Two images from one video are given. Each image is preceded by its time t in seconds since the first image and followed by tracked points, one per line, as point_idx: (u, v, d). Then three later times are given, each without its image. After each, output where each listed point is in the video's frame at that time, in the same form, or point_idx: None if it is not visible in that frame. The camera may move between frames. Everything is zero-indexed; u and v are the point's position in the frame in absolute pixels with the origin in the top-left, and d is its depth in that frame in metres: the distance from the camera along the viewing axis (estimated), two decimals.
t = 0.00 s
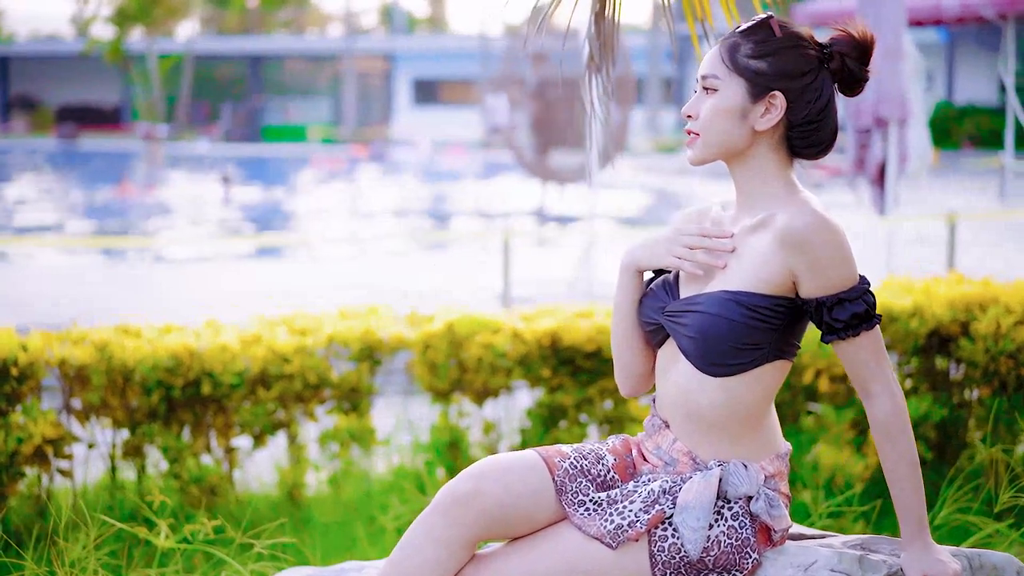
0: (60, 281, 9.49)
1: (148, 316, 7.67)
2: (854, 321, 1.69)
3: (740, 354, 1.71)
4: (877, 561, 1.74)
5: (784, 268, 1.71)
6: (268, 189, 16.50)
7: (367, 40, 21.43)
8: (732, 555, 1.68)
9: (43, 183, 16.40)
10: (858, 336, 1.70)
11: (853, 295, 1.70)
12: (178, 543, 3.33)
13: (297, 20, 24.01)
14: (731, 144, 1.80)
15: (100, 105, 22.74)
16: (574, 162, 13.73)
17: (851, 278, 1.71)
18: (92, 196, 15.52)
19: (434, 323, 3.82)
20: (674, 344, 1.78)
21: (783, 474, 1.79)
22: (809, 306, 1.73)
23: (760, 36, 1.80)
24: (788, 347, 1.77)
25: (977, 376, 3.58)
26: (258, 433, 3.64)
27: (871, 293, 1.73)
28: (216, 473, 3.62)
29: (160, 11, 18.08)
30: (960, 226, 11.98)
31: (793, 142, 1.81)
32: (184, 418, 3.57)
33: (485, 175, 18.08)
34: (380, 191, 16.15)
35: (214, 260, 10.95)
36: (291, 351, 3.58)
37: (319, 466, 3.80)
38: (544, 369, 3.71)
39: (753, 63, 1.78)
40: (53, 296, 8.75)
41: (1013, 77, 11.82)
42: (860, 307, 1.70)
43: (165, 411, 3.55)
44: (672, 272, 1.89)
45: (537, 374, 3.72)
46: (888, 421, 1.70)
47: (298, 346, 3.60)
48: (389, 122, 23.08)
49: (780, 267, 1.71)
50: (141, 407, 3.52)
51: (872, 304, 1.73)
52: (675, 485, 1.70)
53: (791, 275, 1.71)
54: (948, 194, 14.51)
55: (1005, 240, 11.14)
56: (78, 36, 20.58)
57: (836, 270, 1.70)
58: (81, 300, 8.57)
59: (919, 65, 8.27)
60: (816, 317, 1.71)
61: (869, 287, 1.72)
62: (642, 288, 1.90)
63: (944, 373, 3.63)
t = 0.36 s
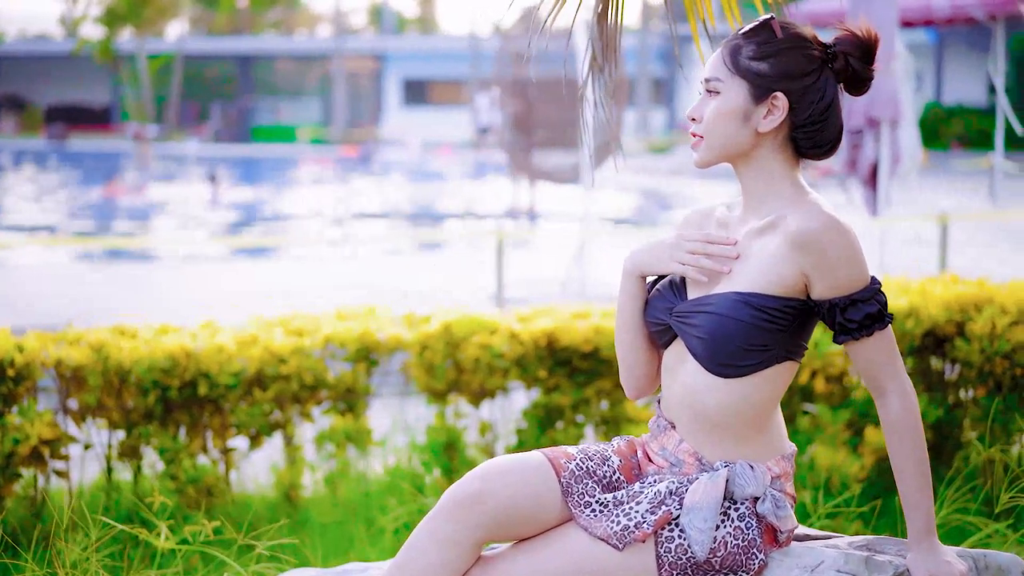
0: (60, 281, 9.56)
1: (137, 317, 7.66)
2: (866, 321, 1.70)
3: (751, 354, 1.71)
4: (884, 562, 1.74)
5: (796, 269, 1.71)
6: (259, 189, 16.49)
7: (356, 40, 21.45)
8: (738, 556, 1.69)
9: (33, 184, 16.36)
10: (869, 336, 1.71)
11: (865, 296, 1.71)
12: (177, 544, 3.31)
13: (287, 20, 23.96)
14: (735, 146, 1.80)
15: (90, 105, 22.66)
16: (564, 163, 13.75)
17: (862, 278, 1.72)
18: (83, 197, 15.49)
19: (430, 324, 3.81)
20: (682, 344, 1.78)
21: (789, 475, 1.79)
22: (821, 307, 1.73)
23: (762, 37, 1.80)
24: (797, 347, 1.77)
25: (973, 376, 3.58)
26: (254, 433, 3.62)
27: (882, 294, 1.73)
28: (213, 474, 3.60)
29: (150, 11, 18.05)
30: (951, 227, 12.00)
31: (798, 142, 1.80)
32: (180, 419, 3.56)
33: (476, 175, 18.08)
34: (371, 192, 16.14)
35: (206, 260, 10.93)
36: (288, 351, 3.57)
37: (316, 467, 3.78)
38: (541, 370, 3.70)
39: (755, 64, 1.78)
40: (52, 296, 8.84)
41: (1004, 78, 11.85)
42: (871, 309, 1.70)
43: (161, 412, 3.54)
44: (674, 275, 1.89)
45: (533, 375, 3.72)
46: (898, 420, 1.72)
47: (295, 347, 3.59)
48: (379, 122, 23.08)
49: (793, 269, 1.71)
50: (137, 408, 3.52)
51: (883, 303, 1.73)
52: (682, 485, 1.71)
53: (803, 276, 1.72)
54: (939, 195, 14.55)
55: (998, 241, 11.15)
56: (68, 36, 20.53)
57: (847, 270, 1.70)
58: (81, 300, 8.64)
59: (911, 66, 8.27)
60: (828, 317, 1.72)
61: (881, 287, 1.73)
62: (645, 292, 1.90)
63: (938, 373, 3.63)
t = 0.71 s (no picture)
0: (59, 281, 9.60)
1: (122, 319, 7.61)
2: (875, 322, 1.71)
3: (757, 356, 1.71)
4: (886, 563, 1.74)
5: (803, 271, 1.71)
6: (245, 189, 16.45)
7: (341, 39, 21.47)
8: (741, 558, 1.68)
9: (17, 185, 16.25)
10: (876, 338, 1.71)
11: (873, 297, 1.72)
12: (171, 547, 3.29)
13: (271, 20, 23.86)
14: (737, 149, 1.79)
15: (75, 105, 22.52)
16: (549, 163, 13.77)
17: (868, 280, 1.72)
18: (67, 197, 15.39)
19: (423, 325, 3.79)
20: (686, 347, 1.77)
21: (791, 477, 1.79)
22: (828, 308, 1.74)
23: (761, 40, 1.80)
24: (801, 349, 1.77)
25: (965, 376, 3.57)
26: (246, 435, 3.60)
27: (887, 295, 1.73)
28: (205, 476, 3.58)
29: (134, 12, 17.97)
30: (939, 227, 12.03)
31: (801, 143, 1.80)
32: (172, 421, 3.54)
33: (462, 175, 18.03)
34: (357, 192, 16.09)
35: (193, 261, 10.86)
36: (280, 353, 3.55)
37: (308, 469, 3.77)
38: (533, 371, 3.69)
39: (755, 67, 1.78)
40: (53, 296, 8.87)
41: (990, 78, 11.90)
42: (880, 309, 1.71)
43: (154, 414, 3.52)
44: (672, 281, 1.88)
45: (526, 376, 3.70)
46: (904, 422, 1.72)
47: (288, 347, 3.57)
48: (364, 122, 23.01)
49: (800, 271, 1.71)
50: (129, 410, 3.49)
51: (890, 304, 1.74)
52: (684, 488, 1.70)
53: (810, 277, 1.72)
54: (925, 195, 14.59)
55: (986, 241, 11.19)
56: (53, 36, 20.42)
57: (853, 272, 1.71)
58: (81, 300, 8.67)
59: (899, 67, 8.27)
60: (836, 319, 1.73)
61: (888, 288, 1.73)
62: (646, 298, 1.89)
63: (930, 373, 3.62)
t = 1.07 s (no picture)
0: (60, 282, 9.59)
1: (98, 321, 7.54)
2: (871, 322, 1.71)
3: (754, 358, 1.71)
4: (881, 563, 1.74)
5: (802, 271, 1.72)
6: (224, 189, 16.35)
7: (320, 40, 21.37)
8: (737, 559, 1.68)
9: None
10: (872, 338, 1.72)
11: (870, 297, 1.72)
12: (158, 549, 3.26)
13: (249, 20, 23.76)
14: (732, 150, 1.79)
15: (52, 105, 22.36)
16: (529, 164, 13.76)
17: (865, 280, 1.73)
18: (45, 198, 15.27)
19: (408, 326, 3.78)
20: (682, 348, 1.77)
21: (785, 478, 1.79)
22: (825, 308, 1.74)
23: (754, 41, 1.79)
24: (798, 349, 1.77)
25: (949, 377, 3.55)
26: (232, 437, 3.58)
27: (884, 295, 1.74)
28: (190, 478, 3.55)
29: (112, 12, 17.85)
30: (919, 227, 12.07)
31: (797, 144, 1.79)
32: (157, 422, 3.50)
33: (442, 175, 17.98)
34: (336, 193, 16.01)
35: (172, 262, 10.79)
36: (265, 354, 3.53)
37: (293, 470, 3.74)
38: (519, 371, 3.67)
39: (747, 69, 1.77)
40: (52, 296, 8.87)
41: (969, 79, 11.97)
42: (878, 309, 1.71)
43: (138, 416, 3.49)
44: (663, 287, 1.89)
45: (511, 376, 3.69)
46: (900, 422, 1.73)
47: (273, 349, 3.55)
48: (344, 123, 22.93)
49: (799, 271, 1.72)
50: (113, 411, 3.45)
51: (888, 304, 1.74)
52: (679, 489, 1.70)
53: (809, 278, 1.72)
54: (905, 195, 14.64)
55: (965, 240, 11.27)
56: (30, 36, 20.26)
57: (852, 272, 1.71)
58: (81, 300, 8.67)
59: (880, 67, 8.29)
60: (833, 319, 1.73)
61: (885, 288, 1.74)
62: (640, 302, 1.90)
63: (915, 374, 3.60)
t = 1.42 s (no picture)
0: (59, 281, 9.52)
1: (66, 323, 7.45)
2: (861, 322, 1.72)
3: (746, 357, 1.72)
4: (869, 564, 1.74)
5: (793, 271, 1.73)
6: (195, 189, 16.23)
7: (290, 39, 21.30)
8: (725, 560, 1.68)
9: None
10: (861, 338, 1.73)
11: (861, 296, 1.73)
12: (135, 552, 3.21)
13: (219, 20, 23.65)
14: (721, 152, 1.79)
15: (21, 104, 22.14)
16: (501, 165, 13.77)
17: (855, 280, 1.74)
18: (12, 199, 15.10)
19: (386, 327, 3.76)
20: (673, 348, 1.77)
21: (772, 478, 1.79)
22: (816, 307, 1.76)
23: (740, 42, 1.79)
24: (787, 350, 1.78)
25: (926, 376, 3.55)
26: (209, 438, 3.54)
27: (872, 295, 1.75)
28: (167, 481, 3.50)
29: (81, 11, 17.71)
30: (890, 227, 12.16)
31: (784, 144, 1.79)
32: (133, 424, 3.46)
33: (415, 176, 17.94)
34: (307, 193, 15.95)
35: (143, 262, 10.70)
36: (243, 355, 3.50)
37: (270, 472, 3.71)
38: (497, 373, 3.66)
39: (733, 69, 1.77)
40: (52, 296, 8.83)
41: (939, 80, 12.08)
42: (868, 309, 1.72)
43: (115, 418, 3.44)
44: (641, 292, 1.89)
45: (490, 377, 3.68)
46: (888, 421, 1.74)
47: (250, 350, 3.52)
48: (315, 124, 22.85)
49: (790, 271, 1.73)
50: (89, 413, 3.41)
51: (877, 304, 1.75)
52: (667, 490, 1.69)
53: (800, 278, 1.73)
54: (876, 196, 14.75)
55: (935, 240, 11.37)
56: None
57: (842, 271, 1.73)
58: (82, 300, 8.62)
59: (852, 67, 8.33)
60: (824, 318, 1.74)
61: (875, 288, 1.75)
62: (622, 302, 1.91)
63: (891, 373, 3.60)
